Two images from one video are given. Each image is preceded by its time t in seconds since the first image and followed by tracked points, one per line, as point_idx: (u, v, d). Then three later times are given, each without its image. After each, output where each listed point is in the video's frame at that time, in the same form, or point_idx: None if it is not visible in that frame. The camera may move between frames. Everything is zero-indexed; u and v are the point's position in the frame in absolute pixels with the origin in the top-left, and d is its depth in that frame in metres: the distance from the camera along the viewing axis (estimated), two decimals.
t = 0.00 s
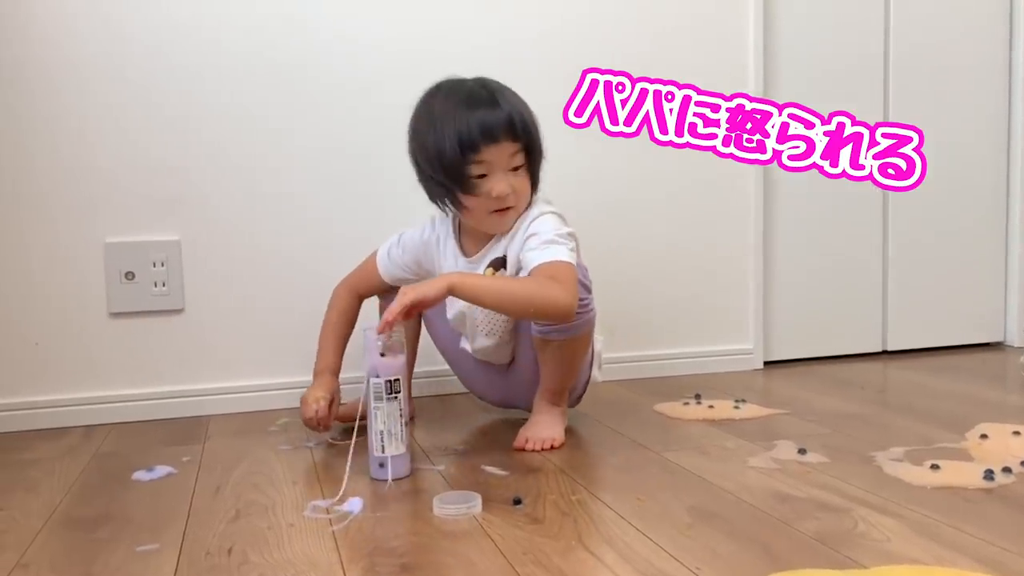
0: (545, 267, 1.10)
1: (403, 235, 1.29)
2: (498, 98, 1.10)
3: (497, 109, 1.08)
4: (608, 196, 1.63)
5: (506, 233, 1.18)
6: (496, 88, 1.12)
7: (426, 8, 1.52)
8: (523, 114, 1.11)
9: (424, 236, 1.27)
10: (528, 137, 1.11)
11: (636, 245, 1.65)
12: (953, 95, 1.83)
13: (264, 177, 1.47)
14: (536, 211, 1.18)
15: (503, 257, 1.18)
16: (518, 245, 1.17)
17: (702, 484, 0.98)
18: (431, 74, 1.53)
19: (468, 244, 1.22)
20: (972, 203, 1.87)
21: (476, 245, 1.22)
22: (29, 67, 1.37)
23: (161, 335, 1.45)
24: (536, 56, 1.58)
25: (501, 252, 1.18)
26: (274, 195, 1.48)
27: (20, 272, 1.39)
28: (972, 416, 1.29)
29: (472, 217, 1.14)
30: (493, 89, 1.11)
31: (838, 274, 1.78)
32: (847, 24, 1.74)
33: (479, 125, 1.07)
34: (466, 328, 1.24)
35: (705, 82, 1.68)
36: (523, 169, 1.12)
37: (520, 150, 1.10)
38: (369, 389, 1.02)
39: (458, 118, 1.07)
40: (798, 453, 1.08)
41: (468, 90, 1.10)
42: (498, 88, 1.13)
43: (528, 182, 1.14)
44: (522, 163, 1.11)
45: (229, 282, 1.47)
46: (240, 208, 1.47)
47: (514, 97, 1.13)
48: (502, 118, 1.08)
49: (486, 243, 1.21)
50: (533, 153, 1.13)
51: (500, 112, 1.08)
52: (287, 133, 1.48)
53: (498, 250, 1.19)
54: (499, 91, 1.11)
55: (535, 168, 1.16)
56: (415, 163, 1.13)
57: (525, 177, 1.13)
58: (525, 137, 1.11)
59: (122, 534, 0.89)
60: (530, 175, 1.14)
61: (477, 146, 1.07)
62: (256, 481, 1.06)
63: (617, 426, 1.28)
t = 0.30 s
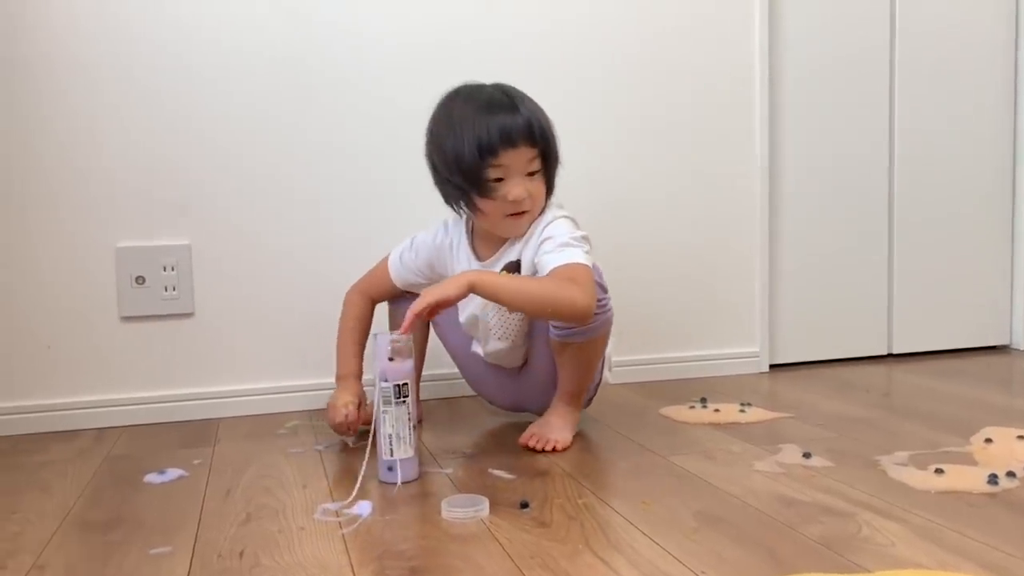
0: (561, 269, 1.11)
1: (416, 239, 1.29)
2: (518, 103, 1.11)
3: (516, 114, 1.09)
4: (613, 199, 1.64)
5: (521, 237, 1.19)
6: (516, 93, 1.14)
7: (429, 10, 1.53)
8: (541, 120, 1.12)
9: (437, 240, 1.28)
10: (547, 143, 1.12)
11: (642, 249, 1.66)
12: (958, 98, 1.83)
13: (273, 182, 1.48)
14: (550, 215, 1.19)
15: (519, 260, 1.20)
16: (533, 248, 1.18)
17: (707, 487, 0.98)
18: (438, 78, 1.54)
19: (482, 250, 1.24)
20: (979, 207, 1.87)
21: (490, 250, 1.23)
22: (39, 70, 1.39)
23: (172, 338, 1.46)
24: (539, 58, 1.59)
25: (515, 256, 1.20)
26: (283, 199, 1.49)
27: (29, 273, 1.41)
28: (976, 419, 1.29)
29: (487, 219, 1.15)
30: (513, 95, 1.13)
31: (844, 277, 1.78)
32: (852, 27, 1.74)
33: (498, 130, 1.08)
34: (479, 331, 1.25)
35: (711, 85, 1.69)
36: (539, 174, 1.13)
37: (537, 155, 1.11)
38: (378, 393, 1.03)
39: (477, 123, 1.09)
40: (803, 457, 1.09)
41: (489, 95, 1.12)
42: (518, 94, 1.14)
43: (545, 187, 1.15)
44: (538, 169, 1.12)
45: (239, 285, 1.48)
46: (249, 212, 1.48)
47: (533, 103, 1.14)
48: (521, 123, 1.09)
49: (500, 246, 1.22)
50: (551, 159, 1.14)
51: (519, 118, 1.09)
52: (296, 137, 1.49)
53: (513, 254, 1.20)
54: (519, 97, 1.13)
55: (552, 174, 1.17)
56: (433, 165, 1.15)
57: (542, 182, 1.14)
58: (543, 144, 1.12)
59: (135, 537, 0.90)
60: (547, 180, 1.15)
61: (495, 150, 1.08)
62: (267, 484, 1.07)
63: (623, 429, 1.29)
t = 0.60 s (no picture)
0: (596, 269, 1.16)
1: (426, 244, 1.24)
2: (544, 99, 1.12)
3: (544, 110, 1.10)
4: (618, 199, 1.65)
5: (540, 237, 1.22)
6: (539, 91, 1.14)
7: (433, 11, 1.54)
8: (564, 118, 1.13)
9: (450, 244, 1.24)
10: (569, 142, 1.13)
11: (647, 248, 1.67)
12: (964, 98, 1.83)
13: (280, 182, 1.49)
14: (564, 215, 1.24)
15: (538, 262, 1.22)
16: (553, 249, 1.22)
17: (710, 486, 0.99)
18: (443, 79, 1.55)
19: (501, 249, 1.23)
20: (984, 207, 1.87)
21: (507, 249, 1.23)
22: (48, 70, 1.40)
23: (179, 337, 1.47)
24: (543, 59, 1.59)
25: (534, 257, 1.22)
26: (289, 199, 1.50)
27: (38, 272, 1.42)
28: (980, 419, 1.29)
29: (508, 214, 1.15)
30: (537, 91, 1.13)
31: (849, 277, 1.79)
32: (857, 28, 1.75)
33: (530, 125, 1.08)
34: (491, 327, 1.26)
35: (716, 85, 1.69)
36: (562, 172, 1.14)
37: (562, 153, 1.12)
38: (383, 391, 1.04)
39: (509, 115, 1.08)
40: (807, 456, 1.10)
41: (516, 91, 1.12)
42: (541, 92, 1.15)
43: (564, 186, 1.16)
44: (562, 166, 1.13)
45: (246, 284, 1.49)
46: (256, 211, 1.49)
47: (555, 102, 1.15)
48: (549, 118, 1.10)
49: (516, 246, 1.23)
50: (571, 158, 1.15)
51: (548, 114, 1.10)
52: (303, 137, 1.50)
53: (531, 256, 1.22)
54: (543, 94, 1.13)
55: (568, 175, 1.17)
56: (454, 157, 1.14)
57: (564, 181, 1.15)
58: (566, 142, 1.13)
59: (144, 534, 0.91)
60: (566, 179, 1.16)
61: (525, 144, 1.08)
62: (274, 482, 1.08)
63: (628, 428, 1.29)
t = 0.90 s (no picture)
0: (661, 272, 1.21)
1: (463, 223, 1.15)
2: (598, 62, 1.00)
3: (601, 74, 0.98)
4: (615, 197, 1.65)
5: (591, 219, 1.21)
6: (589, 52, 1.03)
7: (429, 9, 1.53)
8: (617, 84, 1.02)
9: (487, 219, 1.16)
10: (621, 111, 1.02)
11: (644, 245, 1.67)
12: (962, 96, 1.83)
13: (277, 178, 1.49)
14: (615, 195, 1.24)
15: (578, 239, 1.22)
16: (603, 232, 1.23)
17: (707, 481, 0.99)
18: (440, 77, 1.55)
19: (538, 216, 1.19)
20: (983, 204, 1.87)
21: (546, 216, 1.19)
22: (45, 68, 1.40)
23: (176, 333, 1.47)
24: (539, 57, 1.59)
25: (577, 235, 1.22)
26: (286, 195, 1.50)
27: (40, 270, 1.42)
28: (977, 416, 1.29)
29: (556, 188, 1.02)
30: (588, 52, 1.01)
31: (847, 274, 1.79)
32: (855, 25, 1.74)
33: (585, 88, 0.96)
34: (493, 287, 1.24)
35: (714, 82, 1.69)
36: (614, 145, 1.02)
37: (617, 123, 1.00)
38: (380, 386, 1.04)
39: (566, 77, 0.96)
40: (803, 452, 1.10)
41: (568, 51, 0.99)
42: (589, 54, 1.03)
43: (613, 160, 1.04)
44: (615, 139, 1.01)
45: (243, 280, 1.49)
46: (253, 208, 1.49)
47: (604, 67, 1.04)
48: (607, 83, 0.98)
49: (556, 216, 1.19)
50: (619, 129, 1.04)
51: (601, 75, 0.98)
52: (299, 134, 1.50)
53: (574, 233, 1.22)
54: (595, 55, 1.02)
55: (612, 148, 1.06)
56: (494, 119, 1.00)
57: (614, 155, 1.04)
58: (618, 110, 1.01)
59: (140, 528, 0.91)
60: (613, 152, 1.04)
61: (583, 111, 0.96)
62: (271, 477, 1.08)
63: (625, 424, 1.29)
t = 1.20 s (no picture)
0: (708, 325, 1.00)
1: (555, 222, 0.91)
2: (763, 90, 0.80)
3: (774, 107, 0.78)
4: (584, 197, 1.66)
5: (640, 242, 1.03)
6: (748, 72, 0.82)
7: (396, 9, 1.53)
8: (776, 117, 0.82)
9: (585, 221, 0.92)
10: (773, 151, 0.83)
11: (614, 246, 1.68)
12: (926, 97, 1.86)
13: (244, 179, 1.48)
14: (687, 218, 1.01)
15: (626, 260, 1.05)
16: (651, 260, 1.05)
17: (673, 482, 1.00)
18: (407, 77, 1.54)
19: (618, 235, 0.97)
20: (945, 203, 1.90)
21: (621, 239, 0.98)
22: (7, 69, 1.38)
23: (143, 336, 1.46)
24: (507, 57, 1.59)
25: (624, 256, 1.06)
26: (254, 197, 1.49)
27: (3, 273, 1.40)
28: (939, 413, 1.32)
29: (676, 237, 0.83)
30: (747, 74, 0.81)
31: (814, 274, 1.81)
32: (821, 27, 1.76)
33: (761, 126, 0.76)
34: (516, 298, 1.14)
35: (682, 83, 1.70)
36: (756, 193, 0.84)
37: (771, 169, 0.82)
38: (348, 389, 1.05)
39: (742, 111, 0.76)
40: (768, 451, 1.11)
41: (733, 69, 0.78)
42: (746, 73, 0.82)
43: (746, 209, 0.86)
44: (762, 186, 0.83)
45: (210, 283, 1.48)
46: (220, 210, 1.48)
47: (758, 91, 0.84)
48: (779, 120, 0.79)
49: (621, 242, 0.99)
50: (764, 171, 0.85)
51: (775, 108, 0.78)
52: (266, 135, 1.49)
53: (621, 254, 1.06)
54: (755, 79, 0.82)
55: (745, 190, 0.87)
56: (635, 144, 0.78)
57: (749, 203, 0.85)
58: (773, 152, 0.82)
59: (104, 534, 0.91)
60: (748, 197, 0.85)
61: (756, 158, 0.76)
62: (238, 481, 1.07)
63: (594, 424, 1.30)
